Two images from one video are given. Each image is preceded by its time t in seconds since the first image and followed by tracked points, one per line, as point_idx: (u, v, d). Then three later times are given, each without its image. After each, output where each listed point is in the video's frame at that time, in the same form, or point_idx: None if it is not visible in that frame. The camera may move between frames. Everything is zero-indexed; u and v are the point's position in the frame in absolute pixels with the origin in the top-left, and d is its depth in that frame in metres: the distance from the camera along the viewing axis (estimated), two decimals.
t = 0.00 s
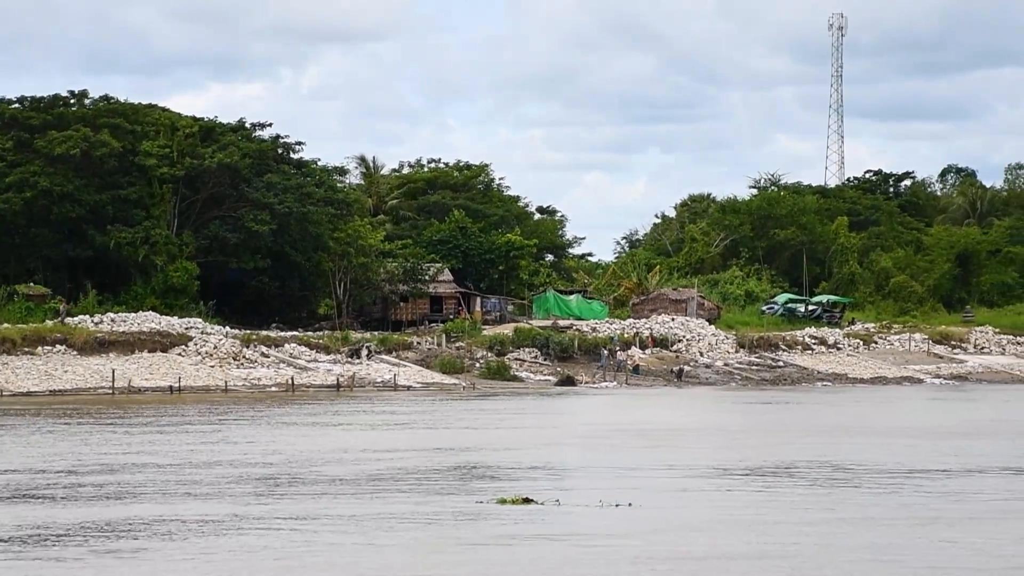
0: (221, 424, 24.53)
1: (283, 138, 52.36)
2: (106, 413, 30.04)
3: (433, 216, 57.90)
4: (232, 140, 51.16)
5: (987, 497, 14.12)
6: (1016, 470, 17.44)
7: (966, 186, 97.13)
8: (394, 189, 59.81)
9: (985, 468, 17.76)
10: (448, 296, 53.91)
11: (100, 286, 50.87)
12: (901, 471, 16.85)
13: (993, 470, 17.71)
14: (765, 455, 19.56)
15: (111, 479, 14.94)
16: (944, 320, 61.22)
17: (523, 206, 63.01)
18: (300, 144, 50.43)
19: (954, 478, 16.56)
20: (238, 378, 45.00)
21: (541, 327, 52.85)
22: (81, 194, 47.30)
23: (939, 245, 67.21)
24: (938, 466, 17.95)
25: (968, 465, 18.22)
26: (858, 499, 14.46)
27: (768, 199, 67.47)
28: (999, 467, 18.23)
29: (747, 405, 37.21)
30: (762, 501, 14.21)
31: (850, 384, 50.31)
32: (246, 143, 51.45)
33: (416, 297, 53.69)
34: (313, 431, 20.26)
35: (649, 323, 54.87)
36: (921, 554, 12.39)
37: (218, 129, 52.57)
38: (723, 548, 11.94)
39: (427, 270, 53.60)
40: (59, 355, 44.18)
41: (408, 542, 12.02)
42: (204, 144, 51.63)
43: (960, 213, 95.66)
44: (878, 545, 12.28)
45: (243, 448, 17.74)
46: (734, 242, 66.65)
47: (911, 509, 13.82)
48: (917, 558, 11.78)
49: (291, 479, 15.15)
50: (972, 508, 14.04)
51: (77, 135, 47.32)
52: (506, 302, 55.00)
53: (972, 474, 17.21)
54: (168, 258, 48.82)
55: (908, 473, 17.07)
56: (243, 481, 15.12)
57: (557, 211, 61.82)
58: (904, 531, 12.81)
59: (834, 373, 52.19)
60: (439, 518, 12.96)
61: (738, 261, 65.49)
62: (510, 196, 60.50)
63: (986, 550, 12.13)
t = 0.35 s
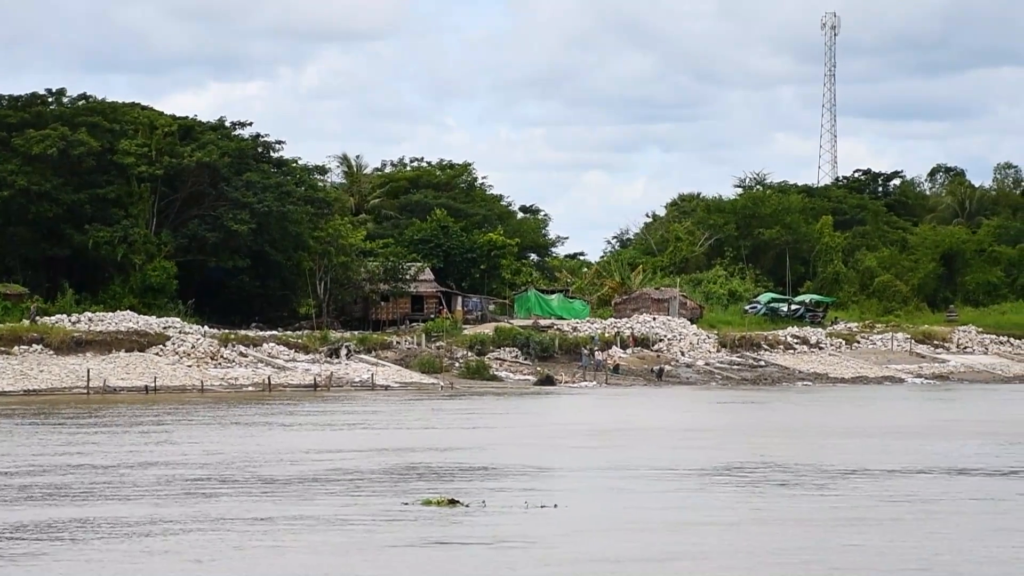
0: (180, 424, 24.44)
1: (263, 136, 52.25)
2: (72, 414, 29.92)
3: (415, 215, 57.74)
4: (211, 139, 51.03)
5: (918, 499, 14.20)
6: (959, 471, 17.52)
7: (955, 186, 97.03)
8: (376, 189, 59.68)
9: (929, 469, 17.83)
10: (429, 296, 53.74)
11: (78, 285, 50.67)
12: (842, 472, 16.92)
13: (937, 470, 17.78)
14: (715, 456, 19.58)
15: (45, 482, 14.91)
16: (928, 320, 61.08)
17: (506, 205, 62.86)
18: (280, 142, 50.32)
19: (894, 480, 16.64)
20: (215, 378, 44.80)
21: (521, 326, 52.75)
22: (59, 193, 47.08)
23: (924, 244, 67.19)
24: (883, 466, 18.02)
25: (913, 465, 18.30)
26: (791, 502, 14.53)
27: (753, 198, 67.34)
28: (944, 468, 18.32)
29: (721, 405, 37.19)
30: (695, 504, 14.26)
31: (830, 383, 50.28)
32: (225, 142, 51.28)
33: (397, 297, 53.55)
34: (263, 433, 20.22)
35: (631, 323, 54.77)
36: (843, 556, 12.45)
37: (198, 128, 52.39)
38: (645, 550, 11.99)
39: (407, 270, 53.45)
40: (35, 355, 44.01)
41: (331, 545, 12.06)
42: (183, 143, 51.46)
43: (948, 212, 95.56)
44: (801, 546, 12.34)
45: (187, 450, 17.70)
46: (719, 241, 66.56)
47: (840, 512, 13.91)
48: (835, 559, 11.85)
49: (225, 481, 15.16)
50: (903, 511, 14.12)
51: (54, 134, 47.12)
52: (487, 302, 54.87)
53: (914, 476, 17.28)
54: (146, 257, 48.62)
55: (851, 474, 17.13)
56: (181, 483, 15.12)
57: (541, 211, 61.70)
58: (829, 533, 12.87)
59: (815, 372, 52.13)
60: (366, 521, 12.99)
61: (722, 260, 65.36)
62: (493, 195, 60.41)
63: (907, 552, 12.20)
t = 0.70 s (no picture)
0: (138, 426, 24.32)
1: (242, 135, 52.10)
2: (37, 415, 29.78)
3: (396, 215, 57.57)
4: (190, 138, 50.85)
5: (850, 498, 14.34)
6: (902, 470, 17.66)
7: (943, 185, 96.92)
8: (358, 188, 59.52)
9: (874, 469, 17.96)
10: (409, 295, 53.57)
11: (55, 285, 50.47)
12: (785, 474, 17.04)
13: (882, 470, 17.91)
14: (666, 457, 19.68)
15: None
16: (911, 320, 60.96)
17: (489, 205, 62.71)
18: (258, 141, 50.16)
19: (835, 481, 16.77)
20: (192, 378, 44.62)
21: (502, 326, 52.62)
22: (36, 192, 46.85)
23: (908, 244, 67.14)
24: (828, 466, 18.15)
25: (859, 465, 18.44)
26: (726, 504, 14.63)
27: (737, 197, 67.21)
28: (890, 466, 18.45)
29: (693, 405, 37.11)
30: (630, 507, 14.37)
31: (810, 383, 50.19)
32: (204, 141, 51.04)
33: (377, 297, 53.37)
34: (213, 435, 20.13)
35: (612, 323, 54.66)
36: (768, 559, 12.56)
37: (177, 127, 52.19)
38: (564, 553, 12.06)
39: (387, 270, 53.27)
40: (11, 355, 43.82)
41: (256, 551, 12.14)
42: (161, 142, 51.23)
43: (937, 212, 95.45)
44: (725, 548, 12.47)
45: (129, 454, 17.64)
46: (703, 240, 66.45)
47: (771, 515, 14.05)
48: (753, 562, 11.95)
49: (158, 486, 15.12)
50: (833, 513, 14.25)
51: (31, 133, 46.90)
52: (468, 301, 54.70)
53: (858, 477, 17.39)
54: (124, 256, 48.41)
55: (794, 476, 17.24)
56: (120, 489, 15.13)
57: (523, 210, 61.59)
58: (754, 535, 12.99)
59: (796, 372, 52.05)
60: (294, 525, 13.06)
61: (706, 260, 65.26)
62: (475, 195, 60.25)
63: (830, 553, 12.31)
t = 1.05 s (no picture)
0: (96, 429, 24.20)
1: (222, 134, 51.92)
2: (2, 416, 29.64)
3: (378, 214, 57.44)
4: (169, 137, 50.67)
5: (780, 501, 14.49)
6: (844, 472, 17.81)
7: (933, 184, 96.83)
8: (340, 187, 59.38)
9: (817, 472, 18.09)
10: (391, 294, 53.41)
11: (34, 285, 50.27)
12: (726, 478, 17.16)
13: (825, 473, 18.05)
14: (615, 460, 19.77)
15: None
16: (895, 319, 60.88)
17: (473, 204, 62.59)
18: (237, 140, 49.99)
19: (775, 484, 16.89)
20: (168, 378, 44.42)
21: (482, 326, 52.48)
22: (14, 191, 46.61)
23: (894, 243, 67.23)
24: (772, 469, 18.27)
25: (803, 468, 18.58)
26: (658, 509, 14.76)
27: (722, 196, 67.14)
28: (835, 468, 18.58)
29: (668, 404, 37.03)
30: (562, 512, 14.49)
31: (792, 383, 50.05)
32: (183, 140, 50.84)
33: (358, 296, 53.22)
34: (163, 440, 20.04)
35: (593, 322, 54.51)
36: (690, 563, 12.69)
37: (156, 126, 52.01)
38: (483, 560, 12.08)
39: (368, 269, 53.12)
40: None
41: (177, 557, 12.13)
42: (140, 141, 51.01)
43: (926, 212, 95.33)
44: (647, 551, 12.59)
45: (72, 462, 17.56)
46: (688, 240, 66.36)
47: (700, 519, 14.18)
48: (673, 567, 11.97)
49: (92, 495, 15.08)
50: (763, 517, 14.39)
51: (9, 131, 46.66)
52: (450, 301, 54.53)
53: (800, 480, 17.54)
54: (102, 255, 48.16)
55: (736, 480, 17.36)
56: (58, 494, 15.10)
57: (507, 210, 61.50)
58: (679, 538, 13.11)
59: (777, 372, 51.91)
60: (220, 532, 13.06)
61: (691, 259, 65.22)
62: (458, 194, 60.14)
63: (749, 556, 12.44)
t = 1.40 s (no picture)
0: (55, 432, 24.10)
1: (202, 132, 51.74)
2: None
3: (360, 212, 57.28)
4: (148, 135, 50.45)
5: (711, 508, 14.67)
6: (789, 476, 17.92)
7: (922, 183, 96.73)
8: (322, 185, 59.23)
9: (763, 475, 18.19)
10: (371, 293, 53.33)
11: (11, 283, 50.03)
12: (670, 483, 17.29)
13: (771, 476, 18.14)
14: (567, 463, 19.84)
15: None
16: (879, 318, 60.80)
17: (456, 203, 62.49)
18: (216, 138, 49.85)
19: (717, 489, 17.01)
20: (145, 378, 44.19)
21: (463, 325, 52.38)
22: None
23: (879, 242, 67.18)
24: (719, 472, 18.36)
25: (750, 472, 18.68)
26: (593, 515, 14.93)
27: (707, 195, 67.01)
28: (782, 472, 18.68)
29: (641, 404, 37.01)
30: (498, 518, 14.61)
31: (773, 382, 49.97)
32: (162, 138, 50.63)
33: (339, 296, 53.05)
34: (114, 444, 19.99)
35: (574, 322, 54.42)
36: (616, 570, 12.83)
37: (135, 124, 51.79)
38: (410, 566, 12.16)
39: (349, 268, 52.96)
40: None
41: (105, 563, 12.19)
42: (119, 139, 50.83)
43: (915, 211, 95.20)
44: (572, 557, 12.71)
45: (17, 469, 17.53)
46: (673, 239, 66.23)
47: (634, 524, 14.31)
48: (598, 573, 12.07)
49: (31, 502, 15.11)
50: (697, 523, 14.51)
51: None
52: (431, 300, 54.35)
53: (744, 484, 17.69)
54: (81, 254, 47.87)
55: (679, 484, 17.49)
56: None
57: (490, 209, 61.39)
58: (606, 545, 13.24)
59: (758, 371, 51.80)
60: (153, 539, 13.13)
61: (676, 258, 65.13)
62: (440, 193, 60.02)
63: (672, 563, 12.55)
